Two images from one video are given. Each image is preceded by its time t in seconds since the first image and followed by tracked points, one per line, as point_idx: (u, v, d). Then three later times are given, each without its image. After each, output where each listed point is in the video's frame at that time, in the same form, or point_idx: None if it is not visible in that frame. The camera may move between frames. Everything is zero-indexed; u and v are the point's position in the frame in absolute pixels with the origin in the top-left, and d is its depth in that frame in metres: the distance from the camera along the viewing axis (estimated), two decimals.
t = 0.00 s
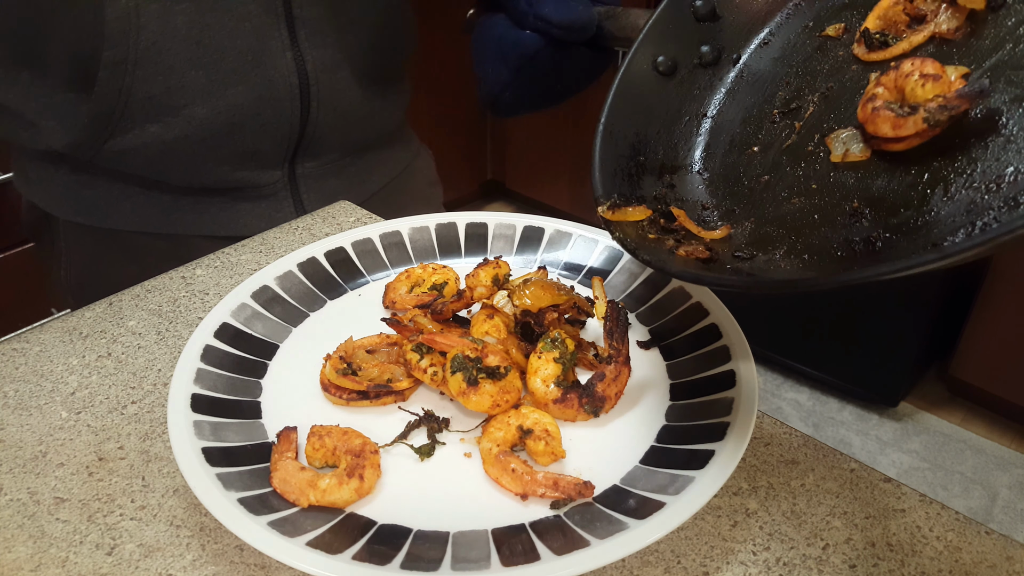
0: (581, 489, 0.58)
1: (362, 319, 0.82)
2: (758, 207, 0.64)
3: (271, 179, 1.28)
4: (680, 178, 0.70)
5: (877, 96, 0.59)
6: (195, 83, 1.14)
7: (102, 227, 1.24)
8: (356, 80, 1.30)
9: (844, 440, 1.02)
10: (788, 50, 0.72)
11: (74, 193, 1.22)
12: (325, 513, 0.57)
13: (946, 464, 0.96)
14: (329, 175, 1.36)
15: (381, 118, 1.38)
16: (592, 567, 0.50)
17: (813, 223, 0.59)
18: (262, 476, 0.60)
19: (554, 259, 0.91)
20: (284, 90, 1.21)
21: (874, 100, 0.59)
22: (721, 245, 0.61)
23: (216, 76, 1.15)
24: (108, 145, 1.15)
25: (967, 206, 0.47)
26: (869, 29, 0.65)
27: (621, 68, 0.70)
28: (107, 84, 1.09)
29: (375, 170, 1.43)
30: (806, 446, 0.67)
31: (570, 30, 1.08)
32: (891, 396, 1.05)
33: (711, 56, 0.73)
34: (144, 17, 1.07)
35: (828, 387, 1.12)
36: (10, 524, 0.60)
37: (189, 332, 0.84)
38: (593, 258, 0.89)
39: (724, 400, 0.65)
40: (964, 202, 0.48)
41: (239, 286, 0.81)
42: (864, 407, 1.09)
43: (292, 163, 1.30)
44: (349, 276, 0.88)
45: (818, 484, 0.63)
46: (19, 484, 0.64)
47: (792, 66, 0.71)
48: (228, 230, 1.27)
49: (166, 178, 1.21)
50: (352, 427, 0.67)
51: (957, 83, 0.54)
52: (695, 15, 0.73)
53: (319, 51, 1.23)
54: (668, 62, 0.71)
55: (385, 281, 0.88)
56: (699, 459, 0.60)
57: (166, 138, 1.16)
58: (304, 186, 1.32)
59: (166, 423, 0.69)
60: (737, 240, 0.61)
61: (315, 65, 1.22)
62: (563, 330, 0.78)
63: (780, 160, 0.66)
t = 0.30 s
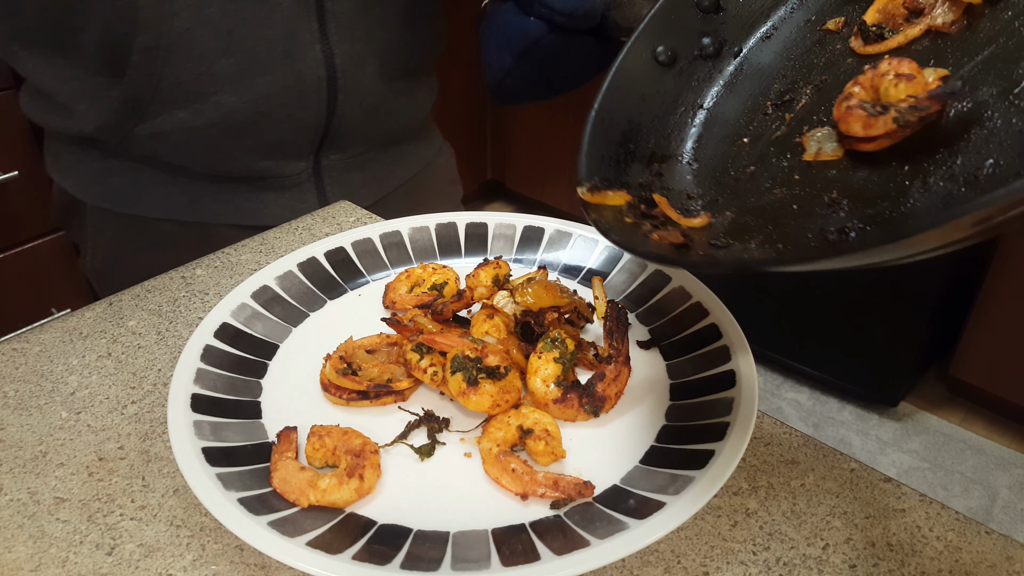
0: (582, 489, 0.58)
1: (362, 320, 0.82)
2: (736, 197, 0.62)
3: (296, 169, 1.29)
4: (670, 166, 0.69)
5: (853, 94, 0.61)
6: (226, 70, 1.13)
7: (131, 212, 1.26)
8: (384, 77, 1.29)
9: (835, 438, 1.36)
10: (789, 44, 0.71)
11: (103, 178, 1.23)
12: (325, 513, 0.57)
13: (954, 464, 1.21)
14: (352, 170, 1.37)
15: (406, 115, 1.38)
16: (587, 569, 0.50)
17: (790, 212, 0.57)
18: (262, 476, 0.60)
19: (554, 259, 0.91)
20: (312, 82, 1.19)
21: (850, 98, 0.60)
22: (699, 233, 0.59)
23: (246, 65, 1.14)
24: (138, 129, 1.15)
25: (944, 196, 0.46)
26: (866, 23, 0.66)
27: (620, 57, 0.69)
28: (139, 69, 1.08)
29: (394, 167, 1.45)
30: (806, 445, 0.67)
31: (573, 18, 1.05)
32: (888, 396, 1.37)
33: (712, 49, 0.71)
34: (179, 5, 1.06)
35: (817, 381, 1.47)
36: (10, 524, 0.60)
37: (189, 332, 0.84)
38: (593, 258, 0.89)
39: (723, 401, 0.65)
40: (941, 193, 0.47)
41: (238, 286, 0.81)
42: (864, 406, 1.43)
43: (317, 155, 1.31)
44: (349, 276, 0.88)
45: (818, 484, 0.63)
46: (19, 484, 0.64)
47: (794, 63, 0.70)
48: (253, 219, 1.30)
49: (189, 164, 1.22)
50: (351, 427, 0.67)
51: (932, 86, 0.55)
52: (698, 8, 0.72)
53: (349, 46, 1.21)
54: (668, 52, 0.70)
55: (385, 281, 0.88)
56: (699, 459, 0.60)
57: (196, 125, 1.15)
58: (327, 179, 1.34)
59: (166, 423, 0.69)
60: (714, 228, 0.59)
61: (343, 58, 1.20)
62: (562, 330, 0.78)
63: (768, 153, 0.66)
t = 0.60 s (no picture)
0: (582, 489, 0.58)
1: (362, 319, 0.82)
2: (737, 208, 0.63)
3: (325, 166, 1.29)
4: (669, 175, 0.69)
5: (854, 115, 0.61)
6: (261, 69, 1.13)
7: (158, 209, 1.26)
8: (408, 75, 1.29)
9: (836, 438, 1.37)
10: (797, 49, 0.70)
11: (132, 174, 1.22)
12: (325, 513, 0.58)
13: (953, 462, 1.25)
14: (377, 164, 1.37)
15: (427, 113, 1.38)
16: (590, 568, 0.50)
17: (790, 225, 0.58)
18: (262, 477, 0.60)
19: (554, 258, 0.91)
20: (345, 78, 1.19)
21: (851, 119, 0.60)
22: (699, 239, 0.60)
23: (281, 63, 1.14)
24: (176, 126, 1.14)
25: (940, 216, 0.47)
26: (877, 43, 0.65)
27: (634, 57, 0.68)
28: (179, 66, 1.08)
29: (416, 162, 1.44)
30: (806, 445, 0.67)
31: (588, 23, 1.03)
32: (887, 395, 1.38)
33: (723, 59, 0.71)
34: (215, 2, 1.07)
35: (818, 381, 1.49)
36: (10, 524, 0.60)
37: (189, 332, 0.84)
38: (593, 258, 0.89)
39: (723, 400, 0.65)
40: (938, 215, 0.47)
41: (239, 285, 0.81)
42: (864, 405, 1.44)
43: (344, 150, 1.31)
44: (349, 276, 0.88)
45: (817, 484, 0.63)
46: (19, 484, 0.64)
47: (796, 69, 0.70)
48: (282, 215, 1.29)
49: (224, 163, 1.22)
50: (351, 427, 0.67)
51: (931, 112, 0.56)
52: (713, 19, 0.71)
53: (380, 43, 1.21)
54: (680, 61, 0.70)
55: (385, 281, 0.88)
56: (699, 459, 0.60)
57: (229, 122, 1.15)
58: (353, 172, 1.34)
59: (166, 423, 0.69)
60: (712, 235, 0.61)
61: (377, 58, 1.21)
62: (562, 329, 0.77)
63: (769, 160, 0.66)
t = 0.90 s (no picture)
0: (581, 489, 0.58)
1: (362, 319, 0.82)
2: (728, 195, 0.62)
3: (337, 164, 1.28)
4: (670, 164, 0.67)
5: (844, 102, 0.60)
6: (272, 66, 1.13)
7: (166, 205, 1.26)
8: (416, 73, 1.29)
9: (835, 438, 1.37)
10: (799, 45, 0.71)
11: (140, 171, 1.22)
12: (325, 513, 0.57)
13: (954, 463, 1.26)
14: (386, 162, 1.36)
15: (432, 112, 1.38)
16: (590, 568, 0.50)
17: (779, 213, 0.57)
18: (263, 476, 0.60)
19: (554, 259, 0.91)
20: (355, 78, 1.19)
21: (839, 107, 0.60)
22: (694, 229, 0.58)
23: (295, 61, 1.15)
24: (188, 124, 1.14)
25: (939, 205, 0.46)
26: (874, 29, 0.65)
27: (635, 47, 0.70)
28: (194, 65, 1.08)
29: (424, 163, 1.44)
30: (806, 445, 0.67)
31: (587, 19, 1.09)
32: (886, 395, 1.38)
33: (725, 48, 0.72)
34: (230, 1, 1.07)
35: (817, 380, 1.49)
36: (10, 524, 0.60)
37: (189, 332, 0.84)
38: (593, 258, 0.89)
39: (723, 400, 0.65)
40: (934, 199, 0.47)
41: (239, 285, 0.81)
42: (864, 405, 1.44)
43: (354, 149, 1.30)
44: (349, 276, 0.88)
45: (817, 484, 0.63)
46: (19, 484, 0.64)
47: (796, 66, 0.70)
48: (287, 212, 1.29)
49: (231, 158, 1.21)
50: (351, 427, 0.67)
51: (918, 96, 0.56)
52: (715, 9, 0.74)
53: (393, 41, 1.21)
54: (680, 50, 0.72)
55: (385, 280, 0.88)
56: (699, 459, 0.60)
57: (246, 119, 1.15)
58: (365, 172, 1.33)
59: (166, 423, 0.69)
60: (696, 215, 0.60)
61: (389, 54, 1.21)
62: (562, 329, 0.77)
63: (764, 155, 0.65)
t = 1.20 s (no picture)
0: (582, 489, 0.58)
1: (362, 320, 0.82)
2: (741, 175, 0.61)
3: (335, 164, 1.28)
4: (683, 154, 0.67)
5: (862, 85, 0.61)
6: (273, 64, 1.13)
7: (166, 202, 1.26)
8: (418, 71, 1.30)
9: (835, 438, 1.37)
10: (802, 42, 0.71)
11: (144, 168, 1.22)
12: (325, 513, 0.57)
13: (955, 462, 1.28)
14: (386, 163, 1.37)
15: (434, 111, 1.38)
16: (591, 567, 0.50)
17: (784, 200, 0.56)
18: (262, 476, 0.60)
19: (554, 259, 0.91)
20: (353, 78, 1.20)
21: (858, 89, 0.60)
22: (717, 211, 0.57)
23: (293, 59, 1.14)
24: (186, 121, 1.14)
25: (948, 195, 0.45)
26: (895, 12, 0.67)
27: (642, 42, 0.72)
28: (190, 61, 1.08)
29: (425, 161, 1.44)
30: (806, 445, 0.67)
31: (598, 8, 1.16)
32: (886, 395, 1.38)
33: (738, 34, 0.74)
34: None
35: (817, 380, 1.49)
36: (10, 524, 0.60)
37: (189, 332, 0.84)
38: (593, 258, 0.89)
39: (724, 400, 0.65)
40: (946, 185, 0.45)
41: (239, 285, 0.81)
42: (864, 405, 1.44)
43: (354, 149, 1.31)
44: (349, 276, 0.88)
45: (818, 484, 0.63)
46: (19, 484, 0.64)
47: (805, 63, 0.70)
48: (283, 210, 1.29)
49: (233, 157, 1.21)
50: (351, 427, 0.67)
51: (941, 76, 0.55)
52: None
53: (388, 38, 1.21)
54: (693, 37, 0.73)
55: (385, 281, 0.89)
56: (699, 459, 0.60)
57: (241, 117, 1.14)
58: (364, 173, 1.33)
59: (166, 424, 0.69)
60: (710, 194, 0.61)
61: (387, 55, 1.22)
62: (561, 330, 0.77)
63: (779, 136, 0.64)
